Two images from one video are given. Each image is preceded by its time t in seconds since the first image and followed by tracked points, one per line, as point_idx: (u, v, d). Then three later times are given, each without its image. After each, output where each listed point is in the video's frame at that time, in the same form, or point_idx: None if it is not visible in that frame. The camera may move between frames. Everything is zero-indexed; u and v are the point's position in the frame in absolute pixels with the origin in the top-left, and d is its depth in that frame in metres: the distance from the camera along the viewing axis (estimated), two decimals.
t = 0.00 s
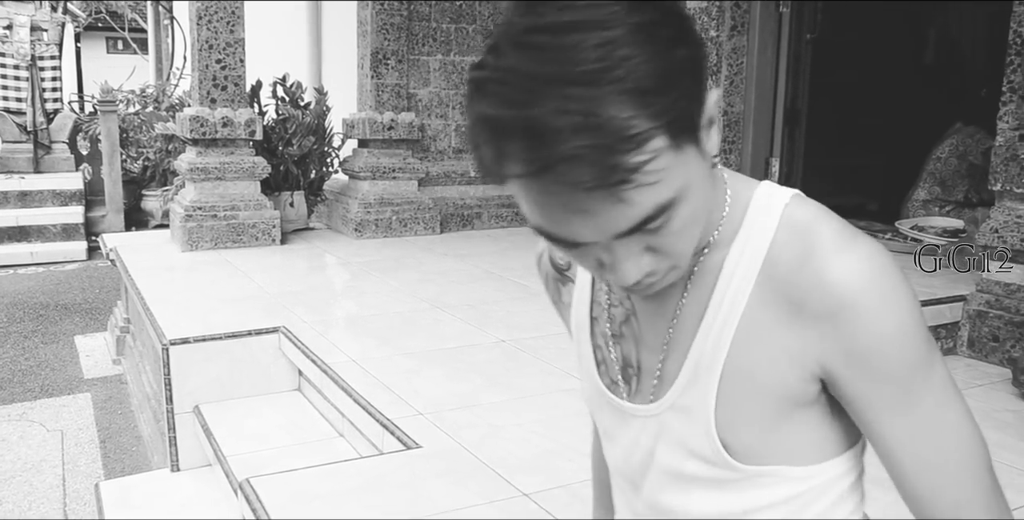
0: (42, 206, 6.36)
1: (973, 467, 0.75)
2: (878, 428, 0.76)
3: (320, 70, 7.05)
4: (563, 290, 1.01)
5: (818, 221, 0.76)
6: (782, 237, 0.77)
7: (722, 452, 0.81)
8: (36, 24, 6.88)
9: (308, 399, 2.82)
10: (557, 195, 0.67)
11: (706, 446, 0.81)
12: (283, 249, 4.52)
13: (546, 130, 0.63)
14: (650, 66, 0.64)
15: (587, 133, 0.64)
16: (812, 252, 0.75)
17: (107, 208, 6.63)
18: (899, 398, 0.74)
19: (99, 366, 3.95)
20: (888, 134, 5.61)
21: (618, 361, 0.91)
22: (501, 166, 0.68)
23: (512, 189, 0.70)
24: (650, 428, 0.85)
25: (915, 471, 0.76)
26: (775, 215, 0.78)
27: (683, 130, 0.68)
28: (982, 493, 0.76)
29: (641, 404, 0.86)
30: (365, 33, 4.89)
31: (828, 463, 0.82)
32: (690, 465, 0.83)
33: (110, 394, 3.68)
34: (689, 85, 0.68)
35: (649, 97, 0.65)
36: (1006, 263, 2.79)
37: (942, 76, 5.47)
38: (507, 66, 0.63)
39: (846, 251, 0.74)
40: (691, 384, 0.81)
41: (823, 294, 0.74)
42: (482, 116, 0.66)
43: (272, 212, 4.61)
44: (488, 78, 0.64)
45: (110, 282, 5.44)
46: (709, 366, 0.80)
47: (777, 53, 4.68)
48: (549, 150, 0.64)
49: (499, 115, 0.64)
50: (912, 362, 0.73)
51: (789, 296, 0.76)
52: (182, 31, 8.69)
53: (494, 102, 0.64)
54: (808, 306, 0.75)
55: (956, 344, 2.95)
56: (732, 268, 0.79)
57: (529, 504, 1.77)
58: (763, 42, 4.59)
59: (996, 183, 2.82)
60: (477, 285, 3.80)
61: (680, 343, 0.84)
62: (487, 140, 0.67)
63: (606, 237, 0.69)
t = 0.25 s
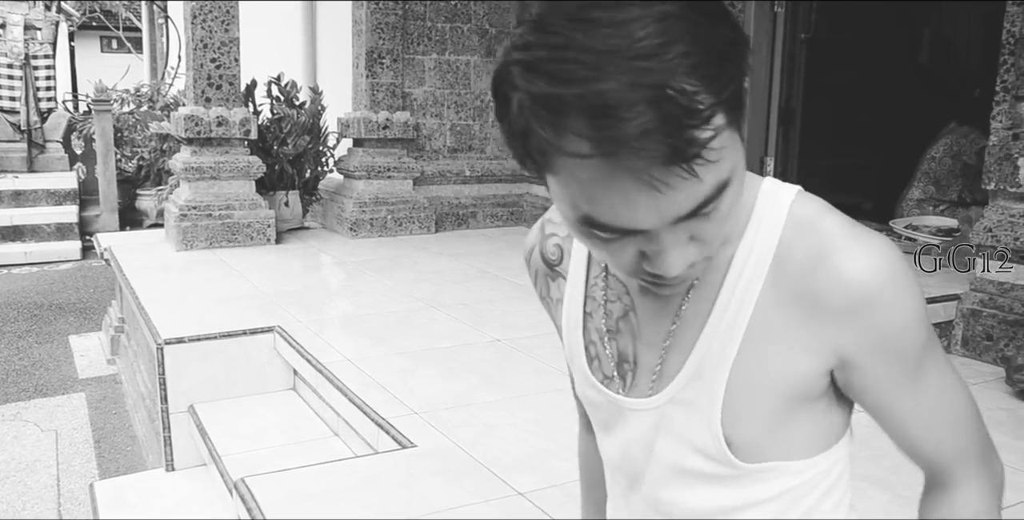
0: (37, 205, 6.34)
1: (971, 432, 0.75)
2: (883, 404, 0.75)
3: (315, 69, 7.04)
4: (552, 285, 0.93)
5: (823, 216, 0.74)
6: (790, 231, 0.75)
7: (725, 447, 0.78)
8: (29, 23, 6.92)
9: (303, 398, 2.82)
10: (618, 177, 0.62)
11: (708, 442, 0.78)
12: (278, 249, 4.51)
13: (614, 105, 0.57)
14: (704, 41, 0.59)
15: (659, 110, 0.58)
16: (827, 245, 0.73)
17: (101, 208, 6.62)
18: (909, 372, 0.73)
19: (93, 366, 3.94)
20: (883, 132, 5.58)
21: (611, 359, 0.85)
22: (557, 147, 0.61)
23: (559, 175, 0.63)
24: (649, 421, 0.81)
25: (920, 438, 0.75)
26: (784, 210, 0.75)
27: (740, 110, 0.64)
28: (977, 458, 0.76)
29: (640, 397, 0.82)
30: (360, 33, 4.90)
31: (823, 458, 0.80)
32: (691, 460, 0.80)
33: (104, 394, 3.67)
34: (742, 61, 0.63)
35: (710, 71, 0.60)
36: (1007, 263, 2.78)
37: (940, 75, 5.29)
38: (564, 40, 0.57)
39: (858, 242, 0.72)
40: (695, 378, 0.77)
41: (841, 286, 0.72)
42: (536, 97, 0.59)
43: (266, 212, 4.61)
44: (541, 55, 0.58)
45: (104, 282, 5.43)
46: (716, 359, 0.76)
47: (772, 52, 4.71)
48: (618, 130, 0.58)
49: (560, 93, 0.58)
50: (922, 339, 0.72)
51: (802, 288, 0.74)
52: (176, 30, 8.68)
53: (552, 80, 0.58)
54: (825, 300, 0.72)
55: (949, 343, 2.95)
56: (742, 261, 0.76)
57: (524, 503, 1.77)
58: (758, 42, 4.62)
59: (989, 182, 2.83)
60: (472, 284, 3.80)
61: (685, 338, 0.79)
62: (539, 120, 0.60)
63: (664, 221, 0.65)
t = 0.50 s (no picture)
0: (34, 205, 6.32)
1: (977, 410, 0.75)
2: (889, 390, 0.75)
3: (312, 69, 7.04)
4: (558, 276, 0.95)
5: (831, 214, 0.75)
6: (797, 231, 0.76)
7: (727, 445, 0.78)
8: (26, 22, 6.85)
9: (301, 398, 2.82)
10: (634, 177, 0.63)
11: (711, 439, 0.78)
12: (276, 249, 4.51)
13: (636, 106, 0.60)
14: (733, 46, 0.61)
15: (680, 113, 0.60)
16: (839, 243, 0.74)
17: (98, 208, 6.60)
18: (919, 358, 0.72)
19: (91, 366, 3.94)
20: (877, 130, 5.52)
21: (615, 352, 0.86)
22: (575, 142, 0.63)
23: (575, 168, 0.65)
24: (652, 416, 0.81)
25: (927, 419, 0.75)
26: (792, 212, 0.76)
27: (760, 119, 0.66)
28: (983, 435, 0.75)
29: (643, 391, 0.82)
30: (357, 32, 4.88)
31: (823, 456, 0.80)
32: (691, 455, 0.80)
33: (102, 394, 3.67)
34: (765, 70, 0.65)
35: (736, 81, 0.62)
36: (1007, 264, 2.77)
37: (932, 77, 5.35)
38: (591, 35, 0.59)
39: (867, 239, 0.73)
40: (700, 374, 0.78)
41: (852, 284, 0.72)
42: (559, 89, 0.61)
43: (264, 212, 4.60)
44: (568, 48, 0.60)
45: (102, 282, 5.43)
46: (722, 357, 0.76)
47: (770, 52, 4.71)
48: (638, 129, 0.60)
49: (584, 88, 0.60)
50: (929, 328, 0.72)
51: (810, 287, 0.74)
52: (173, 30, 8.67)
53: (576, 75, 0.60)
54: (834, 297, 0.73)
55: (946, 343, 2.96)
56: (750, 258, 0.76)
57: (522, 502, 1.77)
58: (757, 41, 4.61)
59: (986, 182, 2.84)
60: (470, 284, 3.81)
61: (690, 335, 0.80)
62: (562, 113, 0.62)
63: (678, 222, 0.67)
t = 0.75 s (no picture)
0: (34, 207, 6.34)
1: (987, 405, 0.75)
2: (894, 388, 0.75)
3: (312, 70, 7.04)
4: (557, 270, 0.95)
5: (833, 215, 0.75)
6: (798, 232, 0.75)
7: (725, 445, 0.78)
8: (26, 23, 6.87)
9: (301, 400, 2.82)
10: (638, 180, 0.63)
11: (708, 439, 0.78)
12: (276, 250, 4.51)
13: (648, 109, 0.60)
14: (745, 50, 0.61)
15: (692, 117, 0.60)
16: (841, 245, 0.73)
17: (98, 209, 6.61)
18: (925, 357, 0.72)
19: (91, 367, 3.94)
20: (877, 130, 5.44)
21: (612, 349, 0.86)
22: (585, 144, 0.63)
23: (582, 170, 0.65)
24: (648, 414, 0.81)
25: (934, 416, 0.75)
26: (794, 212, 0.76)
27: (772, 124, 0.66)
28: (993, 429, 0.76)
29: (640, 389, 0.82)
30: (357, 33, 4.88)
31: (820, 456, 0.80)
32: (688, 454, 0.80)
33: (102, 395, 3.67)
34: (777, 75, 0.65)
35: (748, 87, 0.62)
36: (1007, 264, 2.78)
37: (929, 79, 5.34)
38: (604, 37, 0.60)
39: (869, 241, 0.73)
40: (699, 373, 0.77)
41: (854, 285, 0.72)
42: (570, 90, 0.61)
43: (264, 213, 4.60)
44: (580, 49, 0.60)
45: (102, 283, 5.43)
46: (722, 358, 0.76)
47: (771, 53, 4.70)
48: (648, 133, 0.60)
49: (596, 90, 0.60)
50: (933, 327, 0.72)
51: (811, 288, 0.74)
52: (174, 31, 8.67)
53: (587, 76, 0.60)
54: (836, 298, 0.73)
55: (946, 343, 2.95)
56: (751, 258, 0.76)
57: (521, 503, 1.77)
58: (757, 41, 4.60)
59: (987, 183, 2.83)
60: (470, 284, 3.81)
61: (689, 335, 0.80)
62: (572, 114, 0.62)
63: (685, 226, 0.66)
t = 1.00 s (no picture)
0: (28, 206, 6.33)
1: (943, 396, 0.78)
2: (879, 385, 0.77)
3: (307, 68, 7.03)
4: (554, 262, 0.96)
5: (830, 214, 0.76)
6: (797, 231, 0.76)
7: (718, 443, 0.78)
8: (19, 23, 6.86)
9: (295, 399, 2.81)
10: (609, 191, 0.64)
11: (702, 437, 0.78)
12: (271, 249, 4.50)
13: (614, 119, 0.60)
14: (723, 59, 0.62)
15: (660, 128, 0.61)
16: (838, 245, 0.74)
17: (93, 209, 6.59)
18: (909, 352, 0.74)
19: (86, 367, 3.93)
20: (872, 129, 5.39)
21: (604, 344, 0.86)
22: (554, 150, 0.64)
23: (559, 174, 0.66)
24: (640, 411, 0.81)
25: (905, 407, 0.77)
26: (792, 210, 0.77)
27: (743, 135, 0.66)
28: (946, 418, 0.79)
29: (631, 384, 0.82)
30: (351, 32, 4.87)
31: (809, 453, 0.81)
32: (681, 452, 0.80)
33: (97, 395, 3.66)
34: (754, 83, 0.66)
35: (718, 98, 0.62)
36: (1008, 262, 2.77)
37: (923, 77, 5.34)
38: (577, 44, 0.60)
39: (866, 240, 0.74)
40: (693, 371, 0.77)
41: (853, 286, 0.73)
42: (542, 96, 0.62)
43: (258, 212, 4.59)
44: (554, 55, 0.61)
45: (97, 283, 5.42)
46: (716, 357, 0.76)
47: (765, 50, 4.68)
48: (612, 142, 0.61)
49: (565, 97, 0.61)
50: (921, 324, 0.73)
51: (807, 286, 0.75)
52: (168, 30, 8.65)
53: (559, 82, 0.61)
54: (830, 297, 0.74)
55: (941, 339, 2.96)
56: (747, 258, 0.77)
57: (515, 502, 1.77)
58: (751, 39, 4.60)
59: (980, 179, 2.83)
60: (465, 283, 3.81)
61: (681, 336, 0.80)
62: (545, 119, 0.63)
63: (659, 233, 0.67)
